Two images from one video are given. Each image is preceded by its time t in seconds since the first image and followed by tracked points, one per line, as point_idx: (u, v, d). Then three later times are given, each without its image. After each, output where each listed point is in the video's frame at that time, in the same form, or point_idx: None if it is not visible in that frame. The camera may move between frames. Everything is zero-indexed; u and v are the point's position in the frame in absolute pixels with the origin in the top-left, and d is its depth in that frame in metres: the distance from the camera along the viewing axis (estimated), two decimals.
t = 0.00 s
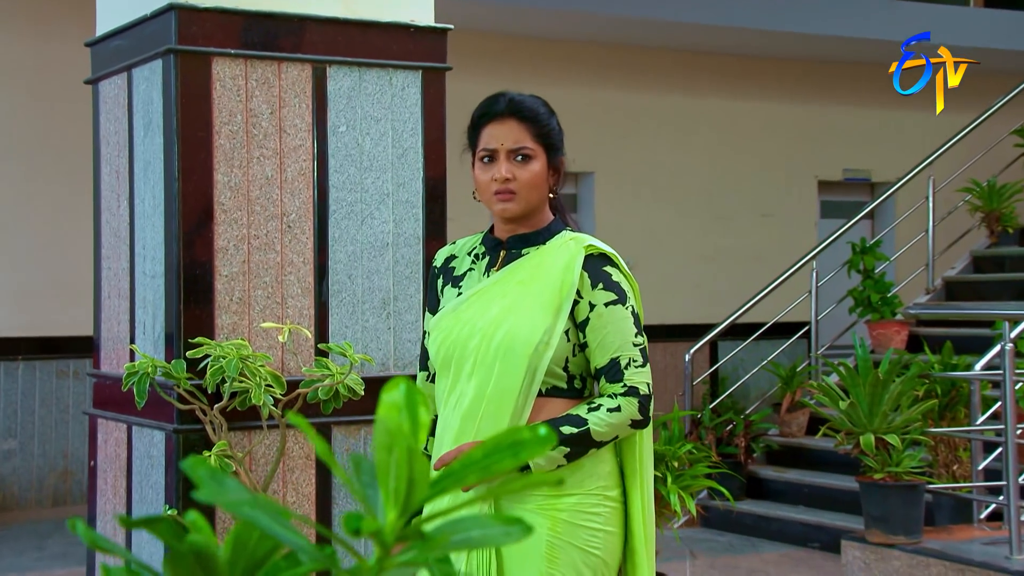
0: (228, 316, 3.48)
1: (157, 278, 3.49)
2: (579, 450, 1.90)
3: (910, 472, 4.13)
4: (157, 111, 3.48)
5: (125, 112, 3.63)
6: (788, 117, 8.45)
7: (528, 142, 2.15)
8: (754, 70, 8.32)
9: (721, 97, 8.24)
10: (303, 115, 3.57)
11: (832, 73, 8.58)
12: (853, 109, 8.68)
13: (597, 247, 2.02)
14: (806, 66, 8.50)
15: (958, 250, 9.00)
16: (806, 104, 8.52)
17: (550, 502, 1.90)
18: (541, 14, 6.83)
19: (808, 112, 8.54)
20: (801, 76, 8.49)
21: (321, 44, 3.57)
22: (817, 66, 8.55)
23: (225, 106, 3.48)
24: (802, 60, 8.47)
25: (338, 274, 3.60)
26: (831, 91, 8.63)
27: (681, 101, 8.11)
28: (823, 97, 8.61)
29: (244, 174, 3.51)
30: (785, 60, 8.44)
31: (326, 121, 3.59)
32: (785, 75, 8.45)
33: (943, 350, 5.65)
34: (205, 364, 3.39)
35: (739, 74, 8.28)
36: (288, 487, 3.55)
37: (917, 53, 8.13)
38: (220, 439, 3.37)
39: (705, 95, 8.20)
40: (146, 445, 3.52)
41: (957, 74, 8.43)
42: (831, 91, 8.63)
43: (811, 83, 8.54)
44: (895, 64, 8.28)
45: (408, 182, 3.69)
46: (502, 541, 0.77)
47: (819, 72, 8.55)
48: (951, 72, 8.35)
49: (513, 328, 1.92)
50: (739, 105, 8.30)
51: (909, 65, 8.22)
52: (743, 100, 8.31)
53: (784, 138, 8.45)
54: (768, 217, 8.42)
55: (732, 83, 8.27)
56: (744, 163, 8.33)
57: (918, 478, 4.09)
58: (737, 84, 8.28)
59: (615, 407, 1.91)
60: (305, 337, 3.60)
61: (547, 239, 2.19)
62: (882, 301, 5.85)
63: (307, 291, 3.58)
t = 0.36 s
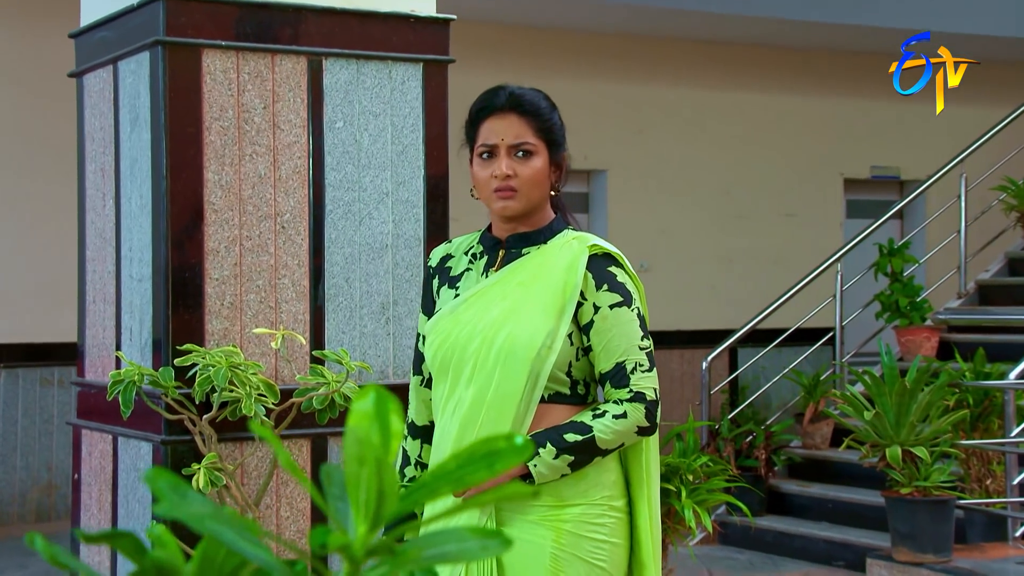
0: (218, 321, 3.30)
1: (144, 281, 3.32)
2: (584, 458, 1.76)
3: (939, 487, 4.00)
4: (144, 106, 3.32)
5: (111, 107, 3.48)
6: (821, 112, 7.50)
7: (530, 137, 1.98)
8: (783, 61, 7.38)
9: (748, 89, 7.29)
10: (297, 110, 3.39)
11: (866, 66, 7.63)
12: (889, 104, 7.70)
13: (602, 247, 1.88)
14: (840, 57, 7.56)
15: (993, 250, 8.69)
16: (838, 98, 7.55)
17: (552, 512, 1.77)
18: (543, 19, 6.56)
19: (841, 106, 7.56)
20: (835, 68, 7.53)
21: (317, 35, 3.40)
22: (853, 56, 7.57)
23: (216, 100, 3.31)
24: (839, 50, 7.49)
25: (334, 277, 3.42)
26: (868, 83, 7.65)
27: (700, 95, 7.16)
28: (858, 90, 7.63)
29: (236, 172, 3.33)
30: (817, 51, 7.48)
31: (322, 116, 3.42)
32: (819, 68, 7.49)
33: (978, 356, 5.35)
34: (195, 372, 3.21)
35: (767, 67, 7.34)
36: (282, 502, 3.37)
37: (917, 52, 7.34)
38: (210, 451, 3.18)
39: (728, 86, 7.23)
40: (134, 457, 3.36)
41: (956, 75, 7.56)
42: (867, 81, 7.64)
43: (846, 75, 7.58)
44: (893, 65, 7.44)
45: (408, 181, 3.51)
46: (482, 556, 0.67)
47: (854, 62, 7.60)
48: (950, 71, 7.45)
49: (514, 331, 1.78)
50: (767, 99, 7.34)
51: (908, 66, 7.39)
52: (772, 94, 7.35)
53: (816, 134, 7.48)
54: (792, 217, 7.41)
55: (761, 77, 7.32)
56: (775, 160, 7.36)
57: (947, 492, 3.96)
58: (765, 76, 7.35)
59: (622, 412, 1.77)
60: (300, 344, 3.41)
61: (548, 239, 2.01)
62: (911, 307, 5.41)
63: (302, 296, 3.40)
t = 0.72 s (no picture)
0: (212, 325, 3.18)
1: (135, 284, 3.21)
2: (591, 463, 1.75)
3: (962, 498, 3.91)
4: (135, 101, 3.20)
5: (100, 102, 3.36)
6: (838, 108, 7.26)
7: (530, 132, 1.94)
8: (798, 54, 7.15)
9: (763, 84, 7.07)
10: (294, 106, 3.27)
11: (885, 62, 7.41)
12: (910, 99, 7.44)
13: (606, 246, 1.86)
14: (858, 50, 7.31)
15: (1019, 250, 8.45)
16: (856, 93, 7.31)
17: (558, 519, 1.76)
18: (548, 15, 6.39)
19: (860, 102, 7.32)
20: (853, 62, 7.30)
21: (314, 28, 3.27)
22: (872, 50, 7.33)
23: (209, 95, 3.18)
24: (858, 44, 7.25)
25: (333, 280, 3.30)
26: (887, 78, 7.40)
27: (712, 90, 6.95)
28: (872, 85, 7.38)
29: (230, 171, 3.21)
30: (835, 44, 7.24)
31: (321, 112, 3.29)
32: (837, 62, 7.26)
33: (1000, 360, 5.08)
34: (187, 377, 3.08)
35: (782, 60, 7.12)
36: (277, 512, 3.24)
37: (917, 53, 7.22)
38: (204, 459, 3.05)
39: (742, 80, 7.02)
40: (123, 466, 3.24)
41: (959, 75, 7.32)
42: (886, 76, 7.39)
43: (865, 70, 7.34)
44: (893, 65, 7.28)
45: (408, 179, 3.38)
46: (487, 574, 0.62)
47: (873, 56, 7.36)
48: (952, 72, 7.24)
49: (515, 332, 1.78)
50: (782, 95, 7.12)
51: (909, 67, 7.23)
52: (787, 90, 7.13)
53: (833, 131, 7.24)
54: (807, 216, 7.20)
55: (777, 71, 7.10)
56: (791, 156, 7.13)
57: (969, 504, 3.89)
58: (780, 69, 7.11)
59: (628, 416, 1.76)
60: (297, 349, 3.29)
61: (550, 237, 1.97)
62: (932, 309, 5.10)
63: (298, 298, 3.27)
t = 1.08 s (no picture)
0: (212, 326, 3.12)
1: (134, 284, 3.15)
2: (597, 466, 1.69)
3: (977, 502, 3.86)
4: (132, 97, 3.14)
5: (97, 98, 3.29)
6: (846, 104, 7.18)
7: (533, 129, 1.91)
8: (804, 50, 7.08)
9: (768, 79, 6.99)
10: (295, 101, 3.20)
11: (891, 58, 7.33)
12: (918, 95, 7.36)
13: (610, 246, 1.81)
14: (864, 44, 7.22)
15: None
16: (864, 89, 7.22)
17: (565, 523, 1.68)
18: (551, 10, 6.31)
19: (867, 98, 7.24)
20: (860, 57, 7.20)
21: (316, 23, 3.21)
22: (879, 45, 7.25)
23: (209, 91, 3.12)
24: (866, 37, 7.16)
25: (335, 279, 3.24)
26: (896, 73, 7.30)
27: (717, 86, 6.87)
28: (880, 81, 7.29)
29: (231, 168, 3.15)
30: (842, 39, 7.16)
31: (322, 109, 3.23)
32: (844, 56, 7.18)
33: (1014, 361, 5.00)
34: (186, 379, 3.02)
35: (789, 55, 7.03)
36: (279, 516, 3.19)
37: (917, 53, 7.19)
38: (204, 463, 2.99)
39: (747, 76, 6.94)
40: (121, 469, 3.18)
41: (960, 75, 7.25)
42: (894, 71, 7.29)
43: (873, 63, 7.24)
44: (893, 64, 7.21)
45: (412, 177, 3.31)
46: None
47: (880, 52, 7.28)
48: (952, 72, 7.17)
49: (521, 335, 1.73)
50: (789, 90, 7.04)
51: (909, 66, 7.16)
52: (794, 83, 7.05)
53: (841, 127, 7.16)
54: (816, 215, 7.13)
55: (784, 64, 7.02)
56: (797, 153, 7.06)
57: (985, 508, 3.85)
58: (786, 64, 7.04)
59: (637, 419, 1.70)
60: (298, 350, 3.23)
61: (553, 236, 1.93)
62: (945, 309, 5.02)
63: (300, 299, 3.21)
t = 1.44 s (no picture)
0: (217, 327, 3.10)
1: (139, 284, 3.13)
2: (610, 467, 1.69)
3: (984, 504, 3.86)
4: (136, 96, 3.12)
5: (101, 98, 3.27)
6: (846, 104, 7.17)
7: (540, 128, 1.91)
8: (804, 49, 7.07)
9: (768, 78, 6.98)
10: (301, 101, 3.19)
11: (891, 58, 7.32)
12: (918, 95, 7.34)
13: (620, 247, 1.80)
14: (863, 43, 7.21)
15: None
16: (864, 88, 7.21)
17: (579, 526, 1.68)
18: (551, 9, 6.30)
19: (867, 97, 7.23)
20: (860, 56, 7.19)
21: (321, 21, 3.19)
22: (879, 43, 7.24)
23: (214, 90, 3.11)
24: (866, 36, 7.15)
25: (341, 279, 3.22)
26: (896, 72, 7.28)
27: (717, 84, 6.86)
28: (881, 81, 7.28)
29: (236, 167, 3.13)
30: (842, 37, 7.15)
31: (328, 108, 3.21)
32: (844, 55, 7.17)
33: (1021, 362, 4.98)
34: (192, 381, 3.00)
35: (788, 54, 7.03)
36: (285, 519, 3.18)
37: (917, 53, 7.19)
38: (210, 465, 2.98)
39: (747, 75, 6.93)
40: (126, 471, 3.17)
41: (959, 75, 7.22)
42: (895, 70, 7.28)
43: (873, 61, 7.23)
44: (893, 65, 7.20)
45: (418, 176, 3.29)
46: None
47: (880, 51, 7.27)
48: (952, 72, 7.14)
49: (531, 338, 1.72)
50: (788, 90, 7.03)
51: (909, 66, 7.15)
52: (794, 81, 7.04)
53: (841, 126, 7.15)
54: (817, 216, 7.11)
55: (783, 64, 7.01)
56: (798, 153, 7.05)
57: (993, 510, 3.85)
58: (786, 63, 7.03)
59: (648, 420, 1.70)
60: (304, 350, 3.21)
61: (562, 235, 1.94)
62: (948, 309, 5.00)
63: (306, 299, 3.19)
